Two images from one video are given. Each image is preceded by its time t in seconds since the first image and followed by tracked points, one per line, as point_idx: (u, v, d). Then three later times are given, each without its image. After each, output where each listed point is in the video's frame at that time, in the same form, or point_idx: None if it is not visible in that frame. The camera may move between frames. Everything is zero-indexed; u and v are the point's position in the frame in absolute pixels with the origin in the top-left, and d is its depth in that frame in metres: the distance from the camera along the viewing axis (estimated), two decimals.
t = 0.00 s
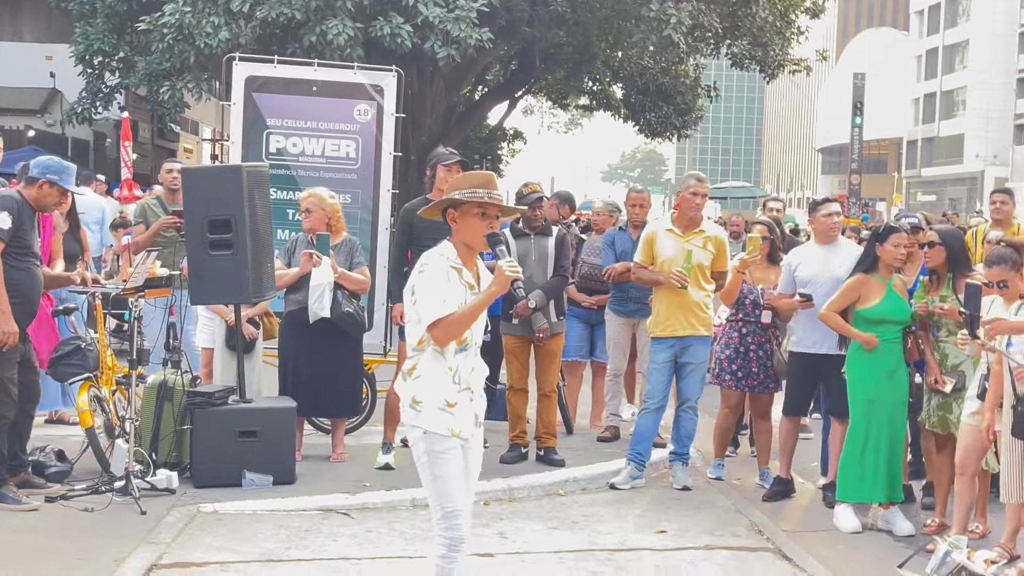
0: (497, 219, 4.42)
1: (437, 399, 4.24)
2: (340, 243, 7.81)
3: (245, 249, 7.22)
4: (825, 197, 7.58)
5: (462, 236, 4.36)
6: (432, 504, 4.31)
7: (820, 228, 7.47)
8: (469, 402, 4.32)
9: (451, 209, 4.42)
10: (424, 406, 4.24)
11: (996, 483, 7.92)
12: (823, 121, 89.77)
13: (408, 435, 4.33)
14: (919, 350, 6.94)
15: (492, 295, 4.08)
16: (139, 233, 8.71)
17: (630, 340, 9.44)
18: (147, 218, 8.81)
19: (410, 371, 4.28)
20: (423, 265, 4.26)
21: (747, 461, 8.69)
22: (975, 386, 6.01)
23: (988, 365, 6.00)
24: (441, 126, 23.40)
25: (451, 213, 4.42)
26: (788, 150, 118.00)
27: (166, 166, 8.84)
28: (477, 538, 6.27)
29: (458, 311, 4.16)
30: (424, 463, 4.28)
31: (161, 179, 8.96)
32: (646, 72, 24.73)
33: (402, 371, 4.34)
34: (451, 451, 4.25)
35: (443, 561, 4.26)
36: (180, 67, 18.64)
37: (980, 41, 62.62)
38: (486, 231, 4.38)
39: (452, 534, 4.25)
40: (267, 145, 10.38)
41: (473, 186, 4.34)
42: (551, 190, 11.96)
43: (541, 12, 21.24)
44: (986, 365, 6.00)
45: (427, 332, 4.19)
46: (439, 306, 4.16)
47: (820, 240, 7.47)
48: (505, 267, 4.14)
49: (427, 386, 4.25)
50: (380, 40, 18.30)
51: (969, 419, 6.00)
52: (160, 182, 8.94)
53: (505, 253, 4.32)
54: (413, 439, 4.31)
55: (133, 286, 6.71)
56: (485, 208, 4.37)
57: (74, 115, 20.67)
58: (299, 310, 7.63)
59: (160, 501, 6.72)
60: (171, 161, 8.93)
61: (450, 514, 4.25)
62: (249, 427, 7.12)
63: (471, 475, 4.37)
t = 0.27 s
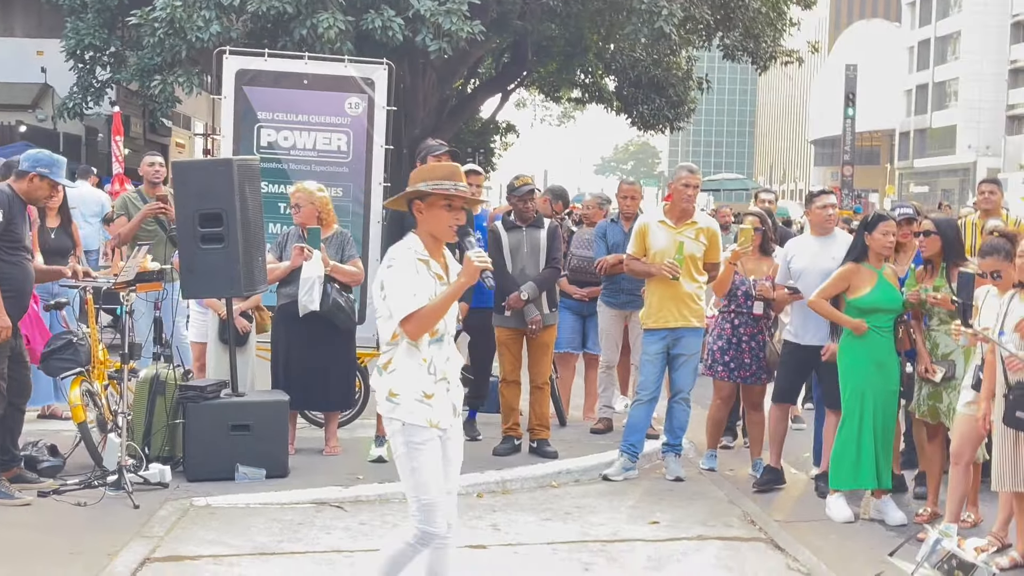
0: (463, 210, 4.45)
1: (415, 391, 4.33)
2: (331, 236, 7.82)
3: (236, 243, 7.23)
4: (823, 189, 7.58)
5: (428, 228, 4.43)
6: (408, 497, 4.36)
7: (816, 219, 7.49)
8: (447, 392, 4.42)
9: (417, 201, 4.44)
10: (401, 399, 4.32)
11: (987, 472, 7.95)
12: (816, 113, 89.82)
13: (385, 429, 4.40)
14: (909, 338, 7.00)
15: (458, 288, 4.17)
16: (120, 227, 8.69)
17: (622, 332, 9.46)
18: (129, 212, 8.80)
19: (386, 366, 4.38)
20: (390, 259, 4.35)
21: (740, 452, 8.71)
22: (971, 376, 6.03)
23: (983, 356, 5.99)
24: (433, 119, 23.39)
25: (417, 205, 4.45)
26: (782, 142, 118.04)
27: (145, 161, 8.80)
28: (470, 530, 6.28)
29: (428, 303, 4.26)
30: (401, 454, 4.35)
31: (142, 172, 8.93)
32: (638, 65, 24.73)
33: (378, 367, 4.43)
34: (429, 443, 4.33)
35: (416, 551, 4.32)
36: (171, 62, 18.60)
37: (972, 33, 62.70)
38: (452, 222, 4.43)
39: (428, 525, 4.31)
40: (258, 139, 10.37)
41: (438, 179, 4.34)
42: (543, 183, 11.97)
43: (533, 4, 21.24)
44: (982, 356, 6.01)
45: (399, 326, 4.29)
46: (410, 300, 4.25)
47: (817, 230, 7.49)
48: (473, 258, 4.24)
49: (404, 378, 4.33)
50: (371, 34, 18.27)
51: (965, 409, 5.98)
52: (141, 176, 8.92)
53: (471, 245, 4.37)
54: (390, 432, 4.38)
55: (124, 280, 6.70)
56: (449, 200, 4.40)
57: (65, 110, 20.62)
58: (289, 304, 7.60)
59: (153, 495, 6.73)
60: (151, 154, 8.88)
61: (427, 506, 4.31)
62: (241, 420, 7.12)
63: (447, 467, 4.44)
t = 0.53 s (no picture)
0: (421, 207, 4.47)
1: (375, 387, 4.35)
2: (330, 232, 7.77)
3: (235, 239, 7.23)
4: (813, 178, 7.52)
5: (385, 225, 4.44)
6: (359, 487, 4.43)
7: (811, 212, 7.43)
8: (407, 386, 4.46)
9: (374, 200, 4.46)
10: (361, 395, 4.34)
11: (987, 463, 7.96)
12: (815, 105, 89.77)
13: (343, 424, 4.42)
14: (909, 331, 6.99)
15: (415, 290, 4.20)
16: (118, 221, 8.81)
17: (621, 325, 9.47)
18: (125, 206, 8.94)
19: (345, 363, 4.38)
20: (347, 260, 4.35)
21: (740, 445, 8.73)
22: (968, 366, 5.96)
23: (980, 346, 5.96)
24: (432, 114, 23.38)
25: (373, 204, 4.46)
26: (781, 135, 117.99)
27: (138, 156, 8.79)
28: (470, 523, 6.29)
29: (384, 305, 4.28)
30: (357, 448, 4.39)
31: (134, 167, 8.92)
32: (636, 58, 24.74)
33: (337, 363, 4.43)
34: (388, 437, 4.38)
35: (360, 537, 4.42)
36: (169, 58, 18.60)
37: (970, 24, 62.65)
38: (409, 219, 4.44)
39: (375, 514, 4.39)
40: (257, 134, 10.37)
41: (394, 175, 4.38)
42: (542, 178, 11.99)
43: None
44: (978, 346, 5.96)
45: (356, 327, 4.31)
46: (365, 302, 4.27)
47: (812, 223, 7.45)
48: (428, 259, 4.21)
49: (363, 375, 4.35)
50: (369, 29, 18.27)
51: (963, 400, 5.99)
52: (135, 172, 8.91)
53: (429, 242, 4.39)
54: (348, 425, 4.41)
55: (124, 276, 6.76)
56: (407, 198, 4.42)
57: (64, 107, 20.62)
58: (289, 299, 7.62)
59: (154, 491, 6.74)
60: (141, 150, 8.88)
61: (373, 496, 4.37)
62: (241, 415, 7.13)
63: (403, 456, 4.48)
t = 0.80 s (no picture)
0: (394, 203, 4.57)
1: (351, 373, 4.41)
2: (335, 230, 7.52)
3: (238, 236, 7.22)
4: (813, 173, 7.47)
5: (359, 221, 4.52)
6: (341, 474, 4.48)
7: (811, 207, 7.38)
8: (382, 372, 4.51)
9: (348, 195, 4.54)
10: (338, 382, 4.40)
11: (991, 457, 7.94)
12: (819, 100, 89.63)
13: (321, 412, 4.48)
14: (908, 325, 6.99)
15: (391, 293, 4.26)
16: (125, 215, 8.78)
17: (624, 321, 9.46)
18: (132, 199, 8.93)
19: (321, 354, 4.44)
20: (323, 257, 4.41)
21: (743, 440, 8.71)
22: (967, 359, 5.99)
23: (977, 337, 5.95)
24: (435, 109, 23.36)
25: (347, 199, 4.54)
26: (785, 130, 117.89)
27: (143, 153, 8.80)
28: (473, 520, 6.28)
29: (358, 304, 4.35)
30: (336, 435, 4.45)
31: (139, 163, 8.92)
32: (639, 53, 24.69)
33: (312, 355, 4.49)
34: (366, 422, 4.43)
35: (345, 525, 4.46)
36: (172, 55, 18.58)
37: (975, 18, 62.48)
38: (384, 216, 4.54)
39: (358, 499, 4.44)
40: (259, 131, 10.37)
41: (369, 173, 4.46)
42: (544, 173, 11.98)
43: None
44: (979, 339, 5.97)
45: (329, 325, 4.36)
46: (340, 301, 4.32)
47: (808, 218, 7.43)
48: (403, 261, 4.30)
49: (339, 364, 4.41)
50: (372, 24, 18.25)
51: (962, 393, 6.02)
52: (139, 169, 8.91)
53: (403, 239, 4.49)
54: (326, 413, 4.46)
55: (127, 273, 6.73)
56: (382, 195, 4.51)
57: (67, 104, 20.61)
58: (294, 296, 7.62)
59: (157, 488, 6.74)
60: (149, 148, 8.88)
61: (354, 482, 4.43)
62: (244, 412, 7.14)
63: (383, 440, 4.53)
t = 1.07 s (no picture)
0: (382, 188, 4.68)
1: (353, 365, 4.56)
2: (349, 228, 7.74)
3: (246, 232, 7.25)
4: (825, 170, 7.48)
5: (349, 215, 4.60)
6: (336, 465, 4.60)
7: (815, 202, 7.35)
8: (378, 362, 4.68)
9: (343, 190, 4.58)
10: (342, 373, 4.54)
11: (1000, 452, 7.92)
12: (827, 95, 89.45)
13: (319, 404, 4.60)
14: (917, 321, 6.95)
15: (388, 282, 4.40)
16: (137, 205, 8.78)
17: (633, 316, 9.46)
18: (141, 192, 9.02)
19: (319, 347, 4.57)
20: (320, 251, 4.50)
21: (751, 436, 8.70)
22: (969, 352, 5.96)
23: (982, 332, 5.93)
24: (443, 106, 23.37)
25: (343, 193, 4.58)
26: (792, 125, 117.65)
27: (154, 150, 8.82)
28: (482, 515, 6.29)
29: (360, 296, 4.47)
30: (335, 425, 4.57)
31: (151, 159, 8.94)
32: (647, 49, 24.65)
33: (307, 349, 4.61)
34: (366, 412, 4.59)
35: (343, 513, 4.57)
36: (180, 52, 18.61)
37: (983, 12, 62.27)
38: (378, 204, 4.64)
39: (357, 488, 4.56)
40: (267, 127, 10.38)
41: (353, 168, 4.50)
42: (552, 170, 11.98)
43: None
44: (981, 332, 5.94)
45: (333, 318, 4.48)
46: (342, 295, 4.44)
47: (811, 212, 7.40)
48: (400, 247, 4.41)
49: (339, 356, 4.55)
50: (378, 20, 18.25)
51: (962, 388, 6.01)
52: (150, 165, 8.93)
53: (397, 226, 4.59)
54: (324, 404, 4.58)
55: (135, 269, 6.74)
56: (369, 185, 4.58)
57: (75, 101, 20.65)
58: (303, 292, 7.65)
59: (166, 484, 6.76)
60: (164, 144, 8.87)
61: (352, 470, 4.56)
62: (253, 408, 7.14)
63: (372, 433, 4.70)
